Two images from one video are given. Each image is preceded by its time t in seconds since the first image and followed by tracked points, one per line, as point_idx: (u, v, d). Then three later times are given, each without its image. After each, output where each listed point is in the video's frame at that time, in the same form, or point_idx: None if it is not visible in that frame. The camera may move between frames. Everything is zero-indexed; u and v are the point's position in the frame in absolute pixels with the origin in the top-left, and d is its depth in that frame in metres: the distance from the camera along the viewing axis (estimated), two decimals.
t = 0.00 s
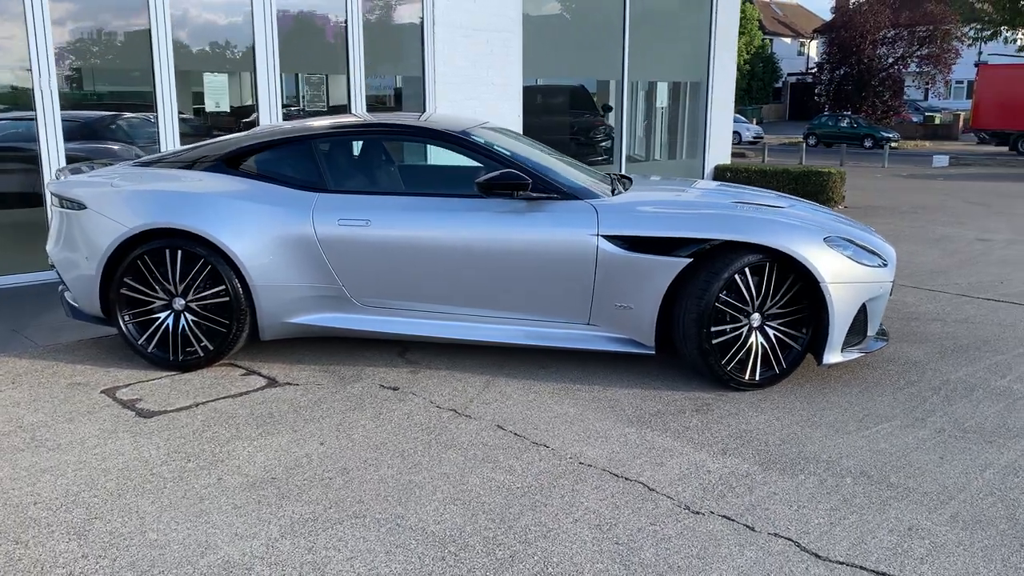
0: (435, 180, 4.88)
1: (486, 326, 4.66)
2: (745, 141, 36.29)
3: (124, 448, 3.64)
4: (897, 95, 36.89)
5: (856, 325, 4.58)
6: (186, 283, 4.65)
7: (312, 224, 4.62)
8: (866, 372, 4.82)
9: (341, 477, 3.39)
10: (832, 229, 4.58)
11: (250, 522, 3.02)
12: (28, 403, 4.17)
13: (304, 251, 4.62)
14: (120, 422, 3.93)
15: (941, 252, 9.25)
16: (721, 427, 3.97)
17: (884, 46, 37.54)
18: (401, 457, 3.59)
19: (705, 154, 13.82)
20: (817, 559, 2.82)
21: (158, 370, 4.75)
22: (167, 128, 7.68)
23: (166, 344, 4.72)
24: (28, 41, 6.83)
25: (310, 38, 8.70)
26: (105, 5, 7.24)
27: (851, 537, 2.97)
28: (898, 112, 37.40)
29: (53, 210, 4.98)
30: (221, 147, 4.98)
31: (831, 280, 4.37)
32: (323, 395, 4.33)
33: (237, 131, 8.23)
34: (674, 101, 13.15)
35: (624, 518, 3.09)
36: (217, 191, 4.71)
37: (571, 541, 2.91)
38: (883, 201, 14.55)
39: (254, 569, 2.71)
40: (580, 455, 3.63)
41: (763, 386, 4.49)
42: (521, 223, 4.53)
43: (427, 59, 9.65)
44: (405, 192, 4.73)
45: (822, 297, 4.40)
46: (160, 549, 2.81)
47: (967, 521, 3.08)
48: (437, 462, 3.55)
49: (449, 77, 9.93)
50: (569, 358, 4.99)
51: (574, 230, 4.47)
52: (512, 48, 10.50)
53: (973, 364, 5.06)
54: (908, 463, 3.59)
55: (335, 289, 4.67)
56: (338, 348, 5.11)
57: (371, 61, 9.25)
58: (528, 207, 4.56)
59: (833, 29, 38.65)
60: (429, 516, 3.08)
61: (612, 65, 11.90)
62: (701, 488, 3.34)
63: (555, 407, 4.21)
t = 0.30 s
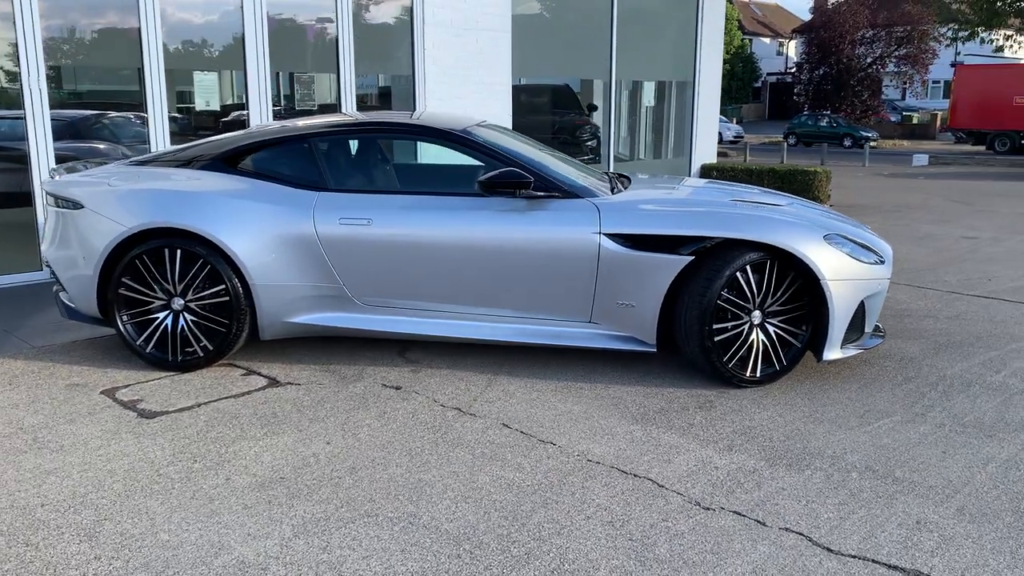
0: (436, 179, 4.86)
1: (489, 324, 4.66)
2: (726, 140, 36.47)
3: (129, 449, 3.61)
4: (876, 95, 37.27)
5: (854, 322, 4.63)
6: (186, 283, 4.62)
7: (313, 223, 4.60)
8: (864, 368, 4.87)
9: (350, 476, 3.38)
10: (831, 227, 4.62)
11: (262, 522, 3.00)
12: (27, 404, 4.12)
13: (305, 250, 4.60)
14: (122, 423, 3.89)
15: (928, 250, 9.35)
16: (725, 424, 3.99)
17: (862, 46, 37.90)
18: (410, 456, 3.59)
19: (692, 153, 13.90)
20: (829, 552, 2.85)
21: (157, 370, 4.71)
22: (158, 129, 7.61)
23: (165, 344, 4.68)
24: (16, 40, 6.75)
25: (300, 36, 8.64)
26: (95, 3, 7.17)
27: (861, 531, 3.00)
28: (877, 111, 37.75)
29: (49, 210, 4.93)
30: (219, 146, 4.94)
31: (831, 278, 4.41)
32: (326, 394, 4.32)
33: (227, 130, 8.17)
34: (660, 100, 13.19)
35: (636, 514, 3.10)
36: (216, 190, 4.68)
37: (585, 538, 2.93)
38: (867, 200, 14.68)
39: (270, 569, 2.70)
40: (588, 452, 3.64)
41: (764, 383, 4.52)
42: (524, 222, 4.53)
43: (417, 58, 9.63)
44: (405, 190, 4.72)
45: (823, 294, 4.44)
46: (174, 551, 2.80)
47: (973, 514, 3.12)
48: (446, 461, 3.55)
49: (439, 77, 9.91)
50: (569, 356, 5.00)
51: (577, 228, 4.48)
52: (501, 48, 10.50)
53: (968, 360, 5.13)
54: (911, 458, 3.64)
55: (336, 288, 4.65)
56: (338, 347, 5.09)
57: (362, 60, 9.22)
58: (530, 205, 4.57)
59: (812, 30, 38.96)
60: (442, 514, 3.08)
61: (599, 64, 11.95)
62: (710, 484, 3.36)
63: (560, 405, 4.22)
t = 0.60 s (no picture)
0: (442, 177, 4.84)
1: (496, 323, 4.65)
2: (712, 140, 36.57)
3: (139, 449, 3.58)
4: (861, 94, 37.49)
5: (859, 319, 4.65)
6: (191, 282, 4.58)
7: (320, 222, 4.58)
8: (868, 365, 4.89)
9: (364, 474, 3.37)
10: (837, 225, 4.64)
11: (279, 521, 2.99)
12: (32, 405, 4.07)
13: (312, 249, 4.58)
14: (130, 423, 3.86)
15: (921, 249, 9.42)
16: (735, 421, 4.00)
17: (847, 46, 38.11)
18: (422, 454, 3.58)
19: (684, 152, 13.94)
20: (848, 548, 2.86)
21: (160, 370, 4.67)
22: (153, 127, 7.55)
23: (169, 344, 4.65)
24: (10, 37, 6.65)
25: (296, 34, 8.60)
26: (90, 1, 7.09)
27: (878, 527, 3.01)
28: (862, 111, 37.98)
29: (49, 209, 4.88)
30: (223, 144, 4.91)
31: (838, 275, 4.43)
32: (334, 393, 4.30)
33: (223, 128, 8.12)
34: (653, 98, 13.21)
35: (653, 511, 3.10)
36: (220, 188, 4.65)
37: (605, 535, 2.92)
38: (857, 199, 14.77)
39: (291, 569, 2.69)
40: (601, 450, 3.64)
41: (771, 380, 4.54)
42: (531, 220, 4.52)
43: (412, 56, 9.61)
44: (412, 188, 4.71)
45: (829, 291, 4.46)
46: (191, 551, 2.78)
47: (987, 509, 3.14)
48: (460, 459, 3.54)
49: (435, 75, 9.89)
50: (575, 354, 4.99)
51: (585, 226, 4.48)
52: (495, 46, 10.48)
53: (970, 357, 5.17)
54: (922, 454, 3.66)
55: (343, 287, 4.63)
56: (343, 346, 5.07)
57: (358, 59, 9.19)
58: (537, 204, 4.56)
59: (797, 30, 39.15)
60: (459, 513, 3.08)
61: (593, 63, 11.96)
62: (725, 481, 3.37)
63: (569, 403, 4.22)
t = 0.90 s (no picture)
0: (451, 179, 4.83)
1: (507, 325, 4.64)
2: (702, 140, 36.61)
3: (154, 454, 3.56)
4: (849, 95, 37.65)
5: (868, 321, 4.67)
6: (200, 285, 4.55)
7: (331, 224, 4.56)
8: (878, 366, 4.91)
9: (383, 479, 3.36)
10: (846, 226, 4.66)
11: (301, 527, 2.97)
12: (42, 410, 4.04)
13: (323, 252, 4.56)
14: (143, 427, 3.84)
15: (919, 249, 9.46)
16: (749, 423, 4.01)
17: (836, 46, 38.20)
18: (440, 458, 3.57)
19: (680, 152, 13.97)
20: (872, 550, 2.87)
21: (169, 374, 4.64)
22: (154, 128, 7.48)
23: (178, 348, 4.62)
24: (11, 38, 6.55)
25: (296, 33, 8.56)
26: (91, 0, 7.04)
27: (899, 529, 3.02)
28: (851, 111, 38.13)
29: (55, 211, 4.84)
30: (231, 146, 4.88)
31: (849, 276, 4.44)
32: (346, 396, 4.28)
33: (224, 129, 8.08)
34: (648, 99, 13.22)
35: (675, 515, 3.10)
36: (230, 191, 4.62)
37: (629, 539, 2.92)
38: (852, 199, 14.83)
39: None
40: (618, 453, 3.64)
41: (782, 382, 4.55)
42: (543, 222, 4.52)
43: (412, 57, 9.59)
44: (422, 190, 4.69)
45: (840, 292, 4.48)
46: (215, 557, 2.76)
47: (1007, 511, 3.16)
48: (478, 463, 3.53)
49: (434, 76, 9.87)
50: (585, 356, 4.99)
51: (597, 228, 4.48)
52: (493, 47, 10.46)
53: (977, 357, 5.19)
54: (937, 455, 3.68)
55: (354, 290, 4.62)
56: (352, 349, 5.05)
57: (358, 60, 9.16)
58: (549, 206, 4.56)
59: (786, 30, 39.26)
60: (482, 517, 3.07)
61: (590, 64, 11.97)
62: (744, 483, 3.37)
63: (582, 406, 4.21)
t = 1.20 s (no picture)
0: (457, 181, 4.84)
1: (514, 327, 4.65)
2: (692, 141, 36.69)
3: (165, 458, 3.55)
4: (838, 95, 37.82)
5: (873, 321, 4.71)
6: (207, 288, 4.54)
7: (338, 227, 4.55)
8: (881, 366, 4.94)
9: (398, 481, 3.36)
10: (850, 227, 4.69)
11: (319, 531, 2.97)
12: (50, 413, 4.02)
13: (330, 254, 4.55)
14: (153, 431, 3.82)
15: (915, 249, 9.52)
16: (758, 424, 4.03)
17: (824, 47, 38.29)
18: (453, 460, 3.58)
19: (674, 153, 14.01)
20: (888, 550, 2.89)
21: (176, 377, 4.62)
22: (154, 130, 7.45)
23: (185, 350, 4.60)
24: (10, 39, 6.50)
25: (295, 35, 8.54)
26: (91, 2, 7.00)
27: (913, 528, 3.05)
28: (840, 112, 38.29)
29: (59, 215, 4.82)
30: (236, 149, 4.87)
31: (854, 277, 4.48)
32: (355, 399, 4.28)
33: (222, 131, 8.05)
34: (644, 99, 13.25)
35: (690, 516, 3.12)
36: (236, 193, 4.61)
37: (646, 541, 2.93)
38: (845, 199, 14.90)
39: None
40: (629, 455, 3.65)
41: (788, 383, 4.58)
42: (550, 224, 4.53)
43: (409, 59, 9.59)
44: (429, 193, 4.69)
45: (846, 293, 4.51)
46: (234, 562, 2.76)
47: (1018, 510, 3.19)
48: (490, 465, 3.54)
49: (432, 78, 9.87)
50: (591, 357, 5.00)
51: (604, 230, 4.49)
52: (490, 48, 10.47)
53: (979, 357, 5.24)
54: (946, 455, 3.71)
55: (361, 292, 4.61)
56: (358, 351, 5.05)
57: (357, 61, 9.16)
58: (556, 208, 4.57)
59: (775, 31, 39.38)
60: (498, 520, 3.07)
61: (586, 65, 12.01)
62: (756, 484, 3.39)
63: (591, 407, 4.22)
